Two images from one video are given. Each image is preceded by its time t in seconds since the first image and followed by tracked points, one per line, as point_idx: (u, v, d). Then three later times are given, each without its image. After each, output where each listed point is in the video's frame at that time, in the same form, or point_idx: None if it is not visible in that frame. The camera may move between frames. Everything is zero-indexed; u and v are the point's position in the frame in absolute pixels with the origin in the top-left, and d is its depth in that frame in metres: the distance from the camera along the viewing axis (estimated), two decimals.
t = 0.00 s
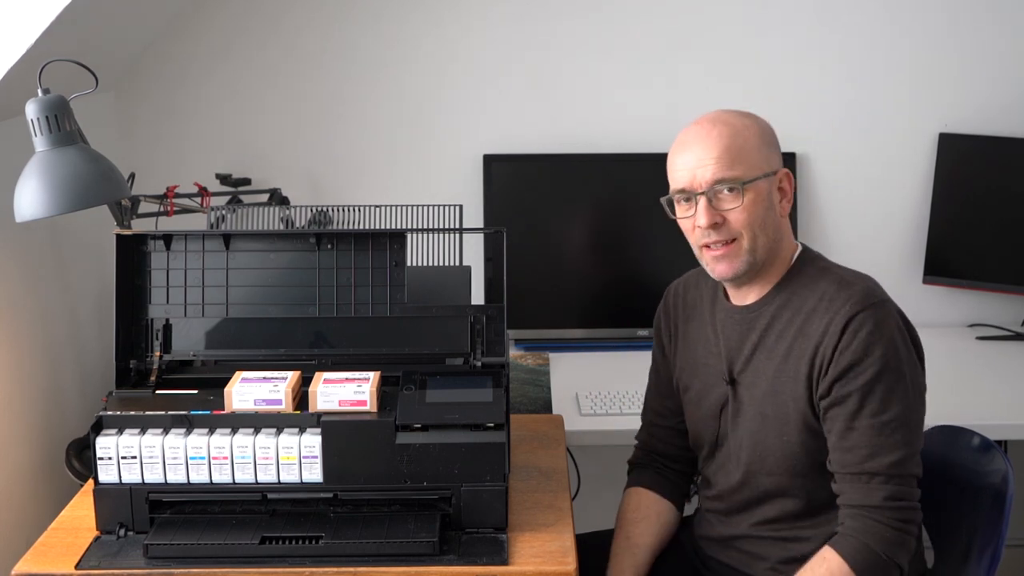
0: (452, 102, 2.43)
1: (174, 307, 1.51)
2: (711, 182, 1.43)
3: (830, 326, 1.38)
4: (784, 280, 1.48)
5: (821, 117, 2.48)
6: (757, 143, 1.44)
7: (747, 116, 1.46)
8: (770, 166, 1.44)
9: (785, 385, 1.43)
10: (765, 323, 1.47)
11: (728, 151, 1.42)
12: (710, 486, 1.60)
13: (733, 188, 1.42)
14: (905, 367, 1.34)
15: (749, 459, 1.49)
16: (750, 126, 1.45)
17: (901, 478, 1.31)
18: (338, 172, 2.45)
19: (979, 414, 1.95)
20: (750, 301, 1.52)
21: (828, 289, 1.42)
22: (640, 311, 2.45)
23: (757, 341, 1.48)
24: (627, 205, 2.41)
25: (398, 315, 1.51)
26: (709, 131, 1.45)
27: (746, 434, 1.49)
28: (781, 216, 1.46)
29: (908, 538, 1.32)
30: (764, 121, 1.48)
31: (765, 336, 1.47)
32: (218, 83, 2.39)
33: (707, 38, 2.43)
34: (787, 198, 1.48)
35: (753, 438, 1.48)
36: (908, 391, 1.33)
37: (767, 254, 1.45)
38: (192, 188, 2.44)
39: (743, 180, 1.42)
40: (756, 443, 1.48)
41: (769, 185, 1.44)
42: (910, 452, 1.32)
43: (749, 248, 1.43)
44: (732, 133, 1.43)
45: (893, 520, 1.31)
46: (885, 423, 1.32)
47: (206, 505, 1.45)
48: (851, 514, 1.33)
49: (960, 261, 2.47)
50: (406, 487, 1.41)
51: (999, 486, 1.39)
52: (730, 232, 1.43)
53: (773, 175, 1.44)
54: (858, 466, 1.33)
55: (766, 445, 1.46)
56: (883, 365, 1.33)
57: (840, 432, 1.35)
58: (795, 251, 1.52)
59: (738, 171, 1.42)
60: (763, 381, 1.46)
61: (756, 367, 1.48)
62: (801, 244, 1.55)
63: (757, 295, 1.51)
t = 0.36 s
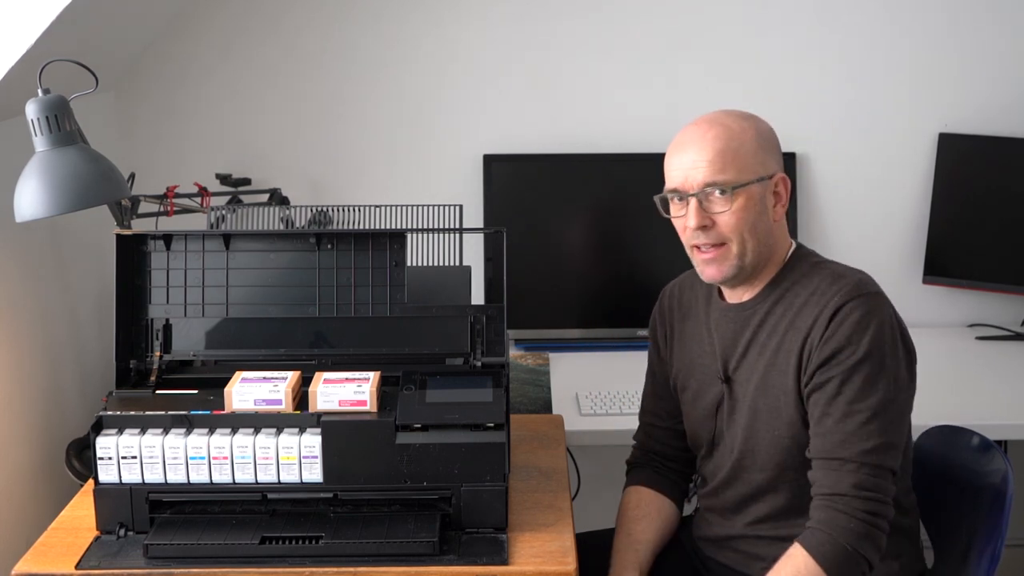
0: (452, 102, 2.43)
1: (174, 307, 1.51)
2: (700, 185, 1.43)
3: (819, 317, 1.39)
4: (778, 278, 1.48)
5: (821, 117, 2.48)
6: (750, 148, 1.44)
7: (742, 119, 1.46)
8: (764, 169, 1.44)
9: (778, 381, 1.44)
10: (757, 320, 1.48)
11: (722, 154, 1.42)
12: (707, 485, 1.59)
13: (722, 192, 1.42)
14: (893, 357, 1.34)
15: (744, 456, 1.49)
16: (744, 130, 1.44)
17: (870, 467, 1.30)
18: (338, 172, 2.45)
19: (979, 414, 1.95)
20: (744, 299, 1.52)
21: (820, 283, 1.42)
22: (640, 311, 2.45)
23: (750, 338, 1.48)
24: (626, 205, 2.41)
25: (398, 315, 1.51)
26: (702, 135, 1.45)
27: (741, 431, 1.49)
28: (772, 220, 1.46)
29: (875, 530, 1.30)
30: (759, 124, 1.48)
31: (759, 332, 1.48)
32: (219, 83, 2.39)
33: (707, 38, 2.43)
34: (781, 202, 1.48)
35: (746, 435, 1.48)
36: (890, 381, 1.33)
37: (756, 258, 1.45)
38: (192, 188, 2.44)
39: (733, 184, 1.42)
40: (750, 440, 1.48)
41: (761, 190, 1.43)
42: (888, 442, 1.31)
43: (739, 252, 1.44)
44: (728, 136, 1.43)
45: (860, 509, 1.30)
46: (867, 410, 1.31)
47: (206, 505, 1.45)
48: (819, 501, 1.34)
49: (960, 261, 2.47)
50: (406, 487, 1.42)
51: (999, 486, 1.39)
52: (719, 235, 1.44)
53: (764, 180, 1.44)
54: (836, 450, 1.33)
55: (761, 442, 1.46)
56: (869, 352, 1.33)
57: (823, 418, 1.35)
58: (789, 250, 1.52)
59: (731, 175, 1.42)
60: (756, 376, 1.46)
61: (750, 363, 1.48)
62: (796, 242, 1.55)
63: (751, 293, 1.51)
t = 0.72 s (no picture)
0: (452, 102, 2.43)
1: (174, 307, 1.51)
2: (703, 190, 1.43)
3: (814, 309, 1.39)
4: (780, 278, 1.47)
5: (821, 117, 2.48)
6: (746, 149, 1.44)
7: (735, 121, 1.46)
8: (762, 170, 1.45)
9: (778, 380, 1.44)
10: (759, 321, 1.48)
11: (722, 157, 1.42)
12: (711, 486, 1.59)
13: (724, 195, 1.42)
14: (885, 346, 1.33)
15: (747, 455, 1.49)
16: (738, 132, 1.45)
17: (846, 446, 1.28)
18: (338, 172, 2.45)
19: (980, 414, 1.95)
20: (746, 300, 1.52)
21: (820, 279, 1.43)
22: (639, 311, 2.45)
23: (751, 339, 1.48)
24: (626, 205, 2.41)
25: (398, 315, 1.51)
26: (697, 140, 1.45)
27: (744, 431, 1.49)
28: (772, 219, 1.47)
29: (849, 513, 1.27)
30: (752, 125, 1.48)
31: (760, 332, 1.48)
32: (219, 83, 2.39)
33: (707, 38, 2.43)
34: (778, 200, 1.49)
35: (750, 435, 1.48)
36: (877, 366, 1.31)
37: (762, 258, 1.45)
38: (192, 188, 2.44)
39: (735, 186, 1.42)
40: (753, 439, 1.48)
41: (761, 189, 1.44)
42: (871, 425, 1.29)
43: (745, 253, 1.43)
44: (725, 139, 1.43)
45: (833, 488, 1.28)
46: (852, 391, 1.30)
47: (206, 505, 1.45)
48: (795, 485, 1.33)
49: (960, 261, 2.47)
50: (406, 487, 1.41)
51: (999, 486, 1.39)
52: (725, 238, 1.44)
53: (763, 179, 1.44)
54: (818, 430, 1.32)
55: (763, 443, 1.46)
56: (860, 337, 1.32)
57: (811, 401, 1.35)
58: (790, 248, 1.53)
59: (732, 177, 1.42)
60: (757, 376, 1.47)
61: (751, 363, 1.49)
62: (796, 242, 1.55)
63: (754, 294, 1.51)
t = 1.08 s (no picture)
0: (452, 102, 2.43)
1: (174, 307, 1.51)
2: (670, 197, 1.44)
3: (809, 304, 1.40)
4: (773, 280, 1.47)
5: (821, 117, 2.48)
6: (725, 159, 1.41)
7: (724, 127, 1.43)
8: (742, 182, 1.42)
9: (773, 379, 1.44)
10: (754, 320, 1.48)
11: (694, 168, 1.41)
12: (709, 485, 1.59)
13: (690, 205, 1.43)
14: (879, 339, 1.33)
15: (745, 454, 1.49)
16: (720, 141, 1.42)
17: (842, 441, 1.29)
18: (338, 172, 2.45)
19: (979, 415, 1.95)
20: (740, 301, 1.51)
21: (814, 276, 1.43)
22: (640, 311, 2.45)
23: (747, 338, 1.48)
24: (626, 206, 2.41)
25: (399, 315, 1.51)
26: (679, 144, 1.44)
27: (740, 430, 1.49)
28: (750, 229, 1.44)
29: (848, 506, 1.27)
30: (744, 131, 1.44)
31: (754, 331, 1.48)
32: (219, 84, 2.39)
33: (707, 38, 2.43)
34: (765, 212, 1.44)
35: (747, 434, 1.48)
36: (870, 359, 1.32)
37: (728, 268, 1.45)
38: (192, 188, 2.44)
39: (702, 197, 1.42)
40: (751, 438, 1.48)
41: (734, 201, 1.42)
42: (867, 419, 1.30)
43: (709, 263, 1.45)
44: (703, 149, 1.42)
45: (830, 482, 1.28)
46: (848, 385, 1.31)
47: (206, 505, 1.45)
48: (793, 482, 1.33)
49: (960, 261, 2.47)
50: (406, 487, 1.42)
51: (999, 486, 1.39)
52: (690, 246, 1.46)
53: (740, 190, 1.42)
54: (815, 425, 1.32)
55: (760, 442, 1.46)
56: (854, 331, 1.33)
57: (807, 398, 1.35)
58: (782, 252, 1.50)
59: (701, 189, 1.41)
60: (753, 375, 1.47)
61: (747, 363, 1.48)
62: (792, 242, 1.55)
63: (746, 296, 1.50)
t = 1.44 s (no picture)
0: (453, 102, 2.43)
1: (174, 307, 1.51)
2: (679, 187, 1.45)
3: (812, 305, 1.40)
4: (777, 281, 1.47)
5: (821, 117, 2.48)
6: (737, 158, 1.41)
7: (745, 125, 1.42)
8: (750, 183, 1.42)
9: (776, 379, 1.44)
10: (756, 319, 1.48)
11: (704, 164, 1.42)
12: (709, 484, 1.59)
13: (695, 198, 1.44)
14: (882, 341, 1.33)
15: (746, 454, 1.49)
16: (737, 139, 1.42)
17: (845, 443, 1.29)
18: (339, 173, 2.45)
19: (980, 415, 1.95)
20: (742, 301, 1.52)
21: (818, 277, 1.43)
22: (639, 311, 2.45)
23: (749, 338, 1.48)
24: (626, 206, 2.41)
25: (399, 315, 1.51)
26: (696, 137, 1.44)
27: (741, 429, 1.49)
28: (753, 233, 1.44)
29: (851, 509, 1.27)
30: (765, 133, 1.43)
31: (757, 331, 1.48)
32: (219, 84, 2.39)
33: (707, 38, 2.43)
34: (770, 218, 1.44)
35: (747, 433, 1.48)
36: (874, 362, 1.32)
37: (725, 266, 1.46)
38: (192, 188, 2.44)
39: (707, 193, 1.43)
40: (751, 438, 1.48)
41: (740, 202, 1.42)
42: (870, 421, 1.30)
43: (705, 258, 1.46)
44: (716, 146, 1.42)
45: (833, 484, 1.28)
46: (851, 387, 1.31)
47: (206, 505, 1.45)
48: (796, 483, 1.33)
49: (960, 261, 2.47)
50: (406, 487, 1.42)
51: (999, 486, 1.39)
52: (690, 237, 1.47)
53: (746, 192, 1.42)
54: (818, 427, 1.32)
55: (760, 442, 1.46)
56: (858, 332, 1.33)
57: (810, 400, 1.35)
58: (786, 257, 1.50)
59: (708, 185, 1.42)
60: (754, 374, 1.46)
61: (749, 363, 1.48)
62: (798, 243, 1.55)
63: (747, 296, 1.51)
